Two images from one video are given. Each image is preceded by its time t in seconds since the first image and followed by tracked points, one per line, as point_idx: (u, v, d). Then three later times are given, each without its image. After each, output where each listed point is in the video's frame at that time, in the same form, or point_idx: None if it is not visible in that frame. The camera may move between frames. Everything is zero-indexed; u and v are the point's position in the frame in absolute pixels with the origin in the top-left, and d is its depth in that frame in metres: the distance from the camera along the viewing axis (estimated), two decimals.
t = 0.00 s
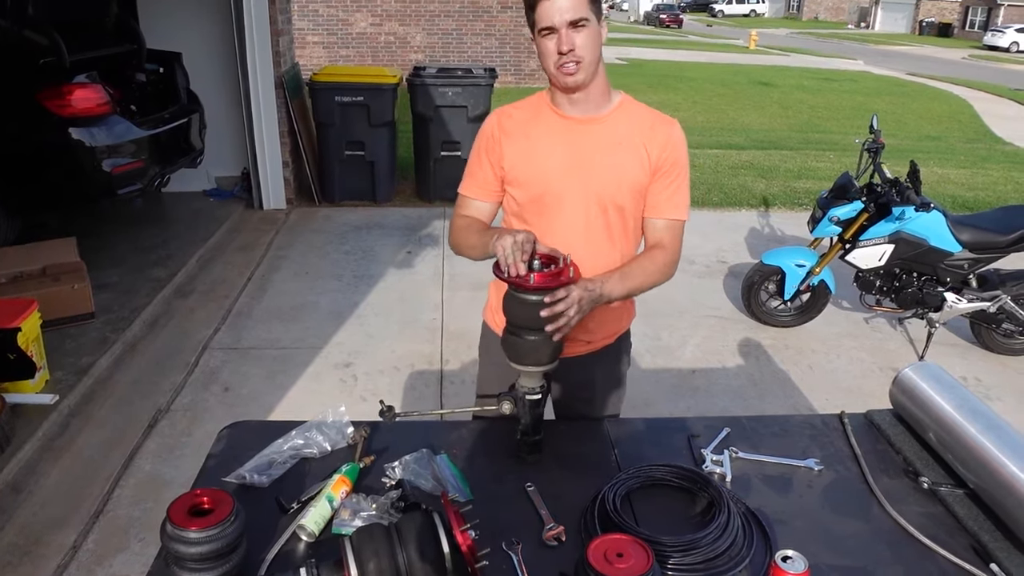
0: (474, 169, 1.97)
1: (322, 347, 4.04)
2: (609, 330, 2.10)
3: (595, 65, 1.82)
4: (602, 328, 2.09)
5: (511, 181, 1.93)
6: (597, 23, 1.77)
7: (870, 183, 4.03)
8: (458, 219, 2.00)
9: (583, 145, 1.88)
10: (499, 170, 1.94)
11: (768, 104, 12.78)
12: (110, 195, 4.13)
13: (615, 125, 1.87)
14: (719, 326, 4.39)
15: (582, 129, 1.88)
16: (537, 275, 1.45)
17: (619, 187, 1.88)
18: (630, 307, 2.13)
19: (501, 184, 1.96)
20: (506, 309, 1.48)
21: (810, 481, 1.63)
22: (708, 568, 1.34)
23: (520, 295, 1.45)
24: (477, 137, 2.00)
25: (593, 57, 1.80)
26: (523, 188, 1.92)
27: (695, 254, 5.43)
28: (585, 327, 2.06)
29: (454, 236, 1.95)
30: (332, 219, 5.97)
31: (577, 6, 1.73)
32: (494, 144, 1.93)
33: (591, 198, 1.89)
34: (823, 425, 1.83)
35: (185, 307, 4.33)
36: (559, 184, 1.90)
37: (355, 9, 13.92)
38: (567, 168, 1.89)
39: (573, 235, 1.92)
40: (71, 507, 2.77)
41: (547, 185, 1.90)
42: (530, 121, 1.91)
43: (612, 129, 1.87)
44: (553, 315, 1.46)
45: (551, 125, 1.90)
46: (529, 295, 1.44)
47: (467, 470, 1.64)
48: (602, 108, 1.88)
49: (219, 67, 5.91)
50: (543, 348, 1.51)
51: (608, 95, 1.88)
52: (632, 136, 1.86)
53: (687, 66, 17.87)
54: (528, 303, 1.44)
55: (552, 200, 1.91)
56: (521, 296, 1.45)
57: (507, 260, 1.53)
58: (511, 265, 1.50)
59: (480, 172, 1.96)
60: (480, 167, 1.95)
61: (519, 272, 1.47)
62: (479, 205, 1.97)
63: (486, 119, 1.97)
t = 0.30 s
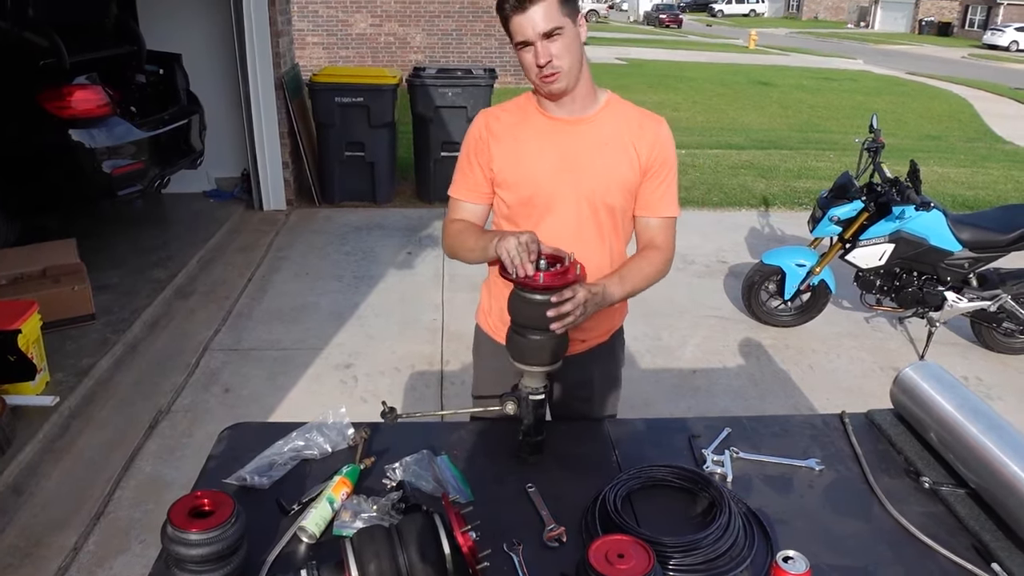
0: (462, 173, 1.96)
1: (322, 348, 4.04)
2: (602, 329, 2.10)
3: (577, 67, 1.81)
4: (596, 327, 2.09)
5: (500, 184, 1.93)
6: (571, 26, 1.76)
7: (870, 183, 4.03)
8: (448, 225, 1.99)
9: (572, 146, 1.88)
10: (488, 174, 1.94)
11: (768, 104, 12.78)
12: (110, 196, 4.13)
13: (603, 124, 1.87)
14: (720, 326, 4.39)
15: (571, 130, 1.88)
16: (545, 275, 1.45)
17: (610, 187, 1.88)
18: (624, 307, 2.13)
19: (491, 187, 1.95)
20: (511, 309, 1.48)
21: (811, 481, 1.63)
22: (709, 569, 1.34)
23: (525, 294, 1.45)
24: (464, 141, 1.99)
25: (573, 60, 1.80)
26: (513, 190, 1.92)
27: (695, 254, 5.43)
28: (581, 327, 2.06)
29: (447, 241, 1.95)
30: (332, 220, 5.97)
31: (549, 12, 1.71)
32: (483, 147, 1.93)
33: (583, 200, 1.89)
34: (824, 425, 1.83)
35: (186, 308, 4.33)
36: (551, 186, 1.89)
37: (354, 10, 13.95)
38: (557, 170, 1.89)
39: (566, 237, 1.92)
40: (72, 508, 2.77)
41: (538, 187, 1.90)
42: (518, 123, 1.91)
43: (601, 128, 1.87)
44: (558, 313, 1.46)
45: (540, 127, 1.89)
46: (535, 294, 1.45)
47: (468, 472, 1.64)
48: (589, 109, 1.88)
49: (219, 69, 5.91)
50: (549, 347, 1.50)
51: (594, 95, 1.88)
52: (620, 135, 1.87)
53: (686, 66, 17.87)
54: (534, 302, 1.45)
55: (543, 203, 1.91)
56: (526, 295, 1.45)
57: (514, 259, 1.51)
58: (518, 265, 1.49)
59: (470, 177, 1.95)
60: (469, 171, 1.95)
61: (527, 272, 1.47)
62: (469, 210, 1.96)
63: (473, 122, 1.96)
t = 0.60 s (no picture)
0: (457, 175, 1.95)
1: (323, 349, 4.04)
2: (600, 330, 2.11)
3: (572, 76, 1.78)
4: (593, 329, 2.10)
5: (497, 185, 1.92)
6: (564, 37, 1.72)
7: (871, 184, 4.04)
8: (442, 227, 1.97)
9: (567, 146, 1.88)
10: (484, 175, 1.93)
11: (769, 105, 12.78)
12: (110, 197, 4.13)
13: (599, 124, 1.88)
14: (721, 327, 4.39)
15: (567, 130, 1.88)
16: (547, 276, 1.45)
17: (606, 188, 1.88)
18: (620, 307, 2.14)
19: (487, 189, 1.95)
20: (513, 310, 1.48)
21: (812, 482, 1.63)
22: (711, 570, 1.34)
23: (528, 297, 1.45)
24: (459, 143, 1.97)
25: (567, 70, 1.77)
26: (510, 192, 1.91)
27: (695, 255, 5.43)
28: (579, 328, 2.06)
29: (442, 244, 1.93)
30: (333, 221, 5.97)
31: (539, 28, 1.68)
32: (477, 149, 1.92)
33: (579, 201, 1.89)
34: (825, 426, 1.83)
35: (187, 309, 4.33)
36: (547, 187, 1.89)
37: (354, 12, 13.95)
38: (553, 170, 1.88)
39: (562, 238, 1.92)
40: (72, 510, 2.77)
41: (534, 188, 1.90)
42: (513, 124, 1.90)
43: (597, 128, 1.87)
44: (561, 315, 1.46)
45: (535, 128, 1.89)
46: (537, 296, 1.45)
47: (468, 473, 1.63)
48: (585, 109, 1.88)
49: (219, 70, 5.91)
50: (551, 349, 1.50)
51: (589, 96, 1.88)
52: (617, 135, 1.87)
53: (686, 67, 17.88)
54: (536, 304, 1.44)
55: (539, 203, 1.90)
56: (529, 298, 1.45)
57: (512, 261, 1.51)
58: (518, 266, 1.49)
59: (465, 178, 1.94)
60: (465, 173, 1.94)
61: (529, 274, 1.47)
62: (464, 211, 1.95)
63: (468, 124, 1.95)
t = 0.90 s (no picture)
0: (457, 180, 1.97)
1: (323, 351, 4.04)
2: (600, 333, 2.11)
3: (567, 87, 1.78)
4: (593, 332, 2.10)
5: (496, 189, 1.93)
6: (557, 50, 1.72)
7: (871, 186, 4.03)
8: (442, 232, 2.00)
9: (566, 150, 1.88)
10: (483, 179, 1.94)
11: (769, 107, 12.79)
12: (111, 199, 4.13)
13: (598, 127, 1.88)
14: (721, 329, 4.39)
15: (566, 134, 1.88)
16: (547, 279, 1.44)
17: (605, 191, 1.88)
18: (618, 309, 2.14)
19: (486, 193, 1.96)
20: (515, 313, 1.48)
21: (812, 484, 1.63)
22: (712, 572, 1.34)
23: (529, 300, 1.45)
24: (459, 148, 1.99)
25: (562, 81, 1.77)
26: (508, 196, 1.92)
27: (695, 257, 5.43)
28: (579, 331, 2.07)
29: (442, 249, 1.95)
30: (333, 223, 5.97)
31: (531, 44, 1.68)
32: (476, 154, 1.93)
33: (578, 204, 1.89)
34: (826, 428, 1.83)
35: (187, 311, 4.33)
36: (546, 191, 1.90)
37: (354, 14, 13.95)
38: (552, 174, 1.89)
39: (561, 241, 1.92)
40: (73, 511, 2.77)
41: (532, 193, 1.90)
42: (512, 128, 1.91)
43: (595, 131, 1.87)
44: (562, 319, 1.46)
45: (533, 133, 1.90)
46: (538, 299, 1.44)
47: (469, 475, 1.64)
48: (583, 113, 1.88)
49: (220, 72, 5.92)
50: (552, 351, 1.51)
51: (588, 99, 1.88)
52: (615, 137, 1.87)
53: (686, 69, 17.89)
54: (536, 306, 1.44)
55: (538, 207, 1.91)
56: (530, 302, 1.44)
57: (512, 267, 1.50)
58: (520, 270, 1.48)
59: (464, 184, 1.95)
60: (465, 177, 1.95)
61: (529, 276, 1.46)
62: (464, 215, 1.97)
63: (468, 129, 1.96)
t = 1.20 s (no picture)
0: (452, 187, 1.98)
1: (323, 354, 4.04)
2: (596, 337, 2.12)
3: (548, 97, 1.78)
4: (591, 334, 2.10)
5: (490, 195, 1.94)
6: (534, 61, 1.72)
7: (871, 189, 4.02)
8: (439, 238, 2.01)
9: (559, 153, 1.88)
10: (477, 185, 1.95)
11: (769, 110, 12.81)
12: (112, 203, 4.13)
13: (591, 131, 1.88)
14: (721, 333, 4.39)
15: (558, 138, 1.88)
16: (551, 282, 1.44)
17: (599, 193, 1.88)
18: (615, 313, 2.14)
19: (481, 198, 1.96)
20: (517, 315, 1.47)
21: (813, 487, 1.63)
22: None
23: (531, 302, 1.44)
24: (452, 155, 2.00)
25: (542, 92, 1.77)
26: (503, 201, 1.93)
27: (695, 260, 5.44)
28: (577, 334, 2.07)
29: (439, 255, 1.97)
30: (333, 227, 5.98)
31: (505, 55, 1.69)
32: (469, 161, 1.94)
33: (573, 208, 1.89)
34: (826, 432, 1.83)
35: (187, 315, 4.33)
36: (540, 196, 1.90)
37: (355, 17, 13.96)
38: (545, 178, 1.89)
39: (557, 245, 1.92)
40: (73, 515, 2.77)
41: (527, 198, 1.90)
42: (505, 134, 1.91)
43: (588, 134, 1.87)
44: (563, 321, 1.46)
45: (526, 137, 1.90)
46: (540, 302, 1.43)
47: (469, 478, 1.64)
48: (575, 116, 1.88)
49: (220, 76, 5.93)
50: (553, 354, 1.51)
51: (579, 103, 1.89)
52: (608, 140, 1.87)
53: (686, 73, 17.92)
54: (539, 309, 1.43)
55: (532, 211, 1.91)
56: (531, 304, 1.44)
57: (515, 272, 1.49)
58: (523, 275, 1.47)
59: (459, 190, 1.96)
60: (459, 184, 1.96)
61: (533, 280, 1.45)
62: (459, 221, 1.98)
63: (461, 136, 1.97)
